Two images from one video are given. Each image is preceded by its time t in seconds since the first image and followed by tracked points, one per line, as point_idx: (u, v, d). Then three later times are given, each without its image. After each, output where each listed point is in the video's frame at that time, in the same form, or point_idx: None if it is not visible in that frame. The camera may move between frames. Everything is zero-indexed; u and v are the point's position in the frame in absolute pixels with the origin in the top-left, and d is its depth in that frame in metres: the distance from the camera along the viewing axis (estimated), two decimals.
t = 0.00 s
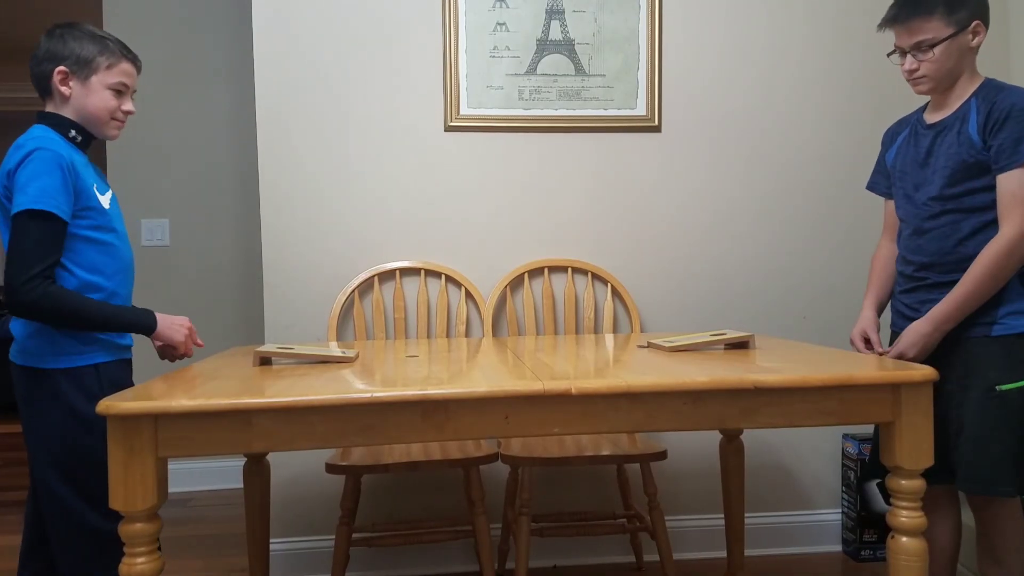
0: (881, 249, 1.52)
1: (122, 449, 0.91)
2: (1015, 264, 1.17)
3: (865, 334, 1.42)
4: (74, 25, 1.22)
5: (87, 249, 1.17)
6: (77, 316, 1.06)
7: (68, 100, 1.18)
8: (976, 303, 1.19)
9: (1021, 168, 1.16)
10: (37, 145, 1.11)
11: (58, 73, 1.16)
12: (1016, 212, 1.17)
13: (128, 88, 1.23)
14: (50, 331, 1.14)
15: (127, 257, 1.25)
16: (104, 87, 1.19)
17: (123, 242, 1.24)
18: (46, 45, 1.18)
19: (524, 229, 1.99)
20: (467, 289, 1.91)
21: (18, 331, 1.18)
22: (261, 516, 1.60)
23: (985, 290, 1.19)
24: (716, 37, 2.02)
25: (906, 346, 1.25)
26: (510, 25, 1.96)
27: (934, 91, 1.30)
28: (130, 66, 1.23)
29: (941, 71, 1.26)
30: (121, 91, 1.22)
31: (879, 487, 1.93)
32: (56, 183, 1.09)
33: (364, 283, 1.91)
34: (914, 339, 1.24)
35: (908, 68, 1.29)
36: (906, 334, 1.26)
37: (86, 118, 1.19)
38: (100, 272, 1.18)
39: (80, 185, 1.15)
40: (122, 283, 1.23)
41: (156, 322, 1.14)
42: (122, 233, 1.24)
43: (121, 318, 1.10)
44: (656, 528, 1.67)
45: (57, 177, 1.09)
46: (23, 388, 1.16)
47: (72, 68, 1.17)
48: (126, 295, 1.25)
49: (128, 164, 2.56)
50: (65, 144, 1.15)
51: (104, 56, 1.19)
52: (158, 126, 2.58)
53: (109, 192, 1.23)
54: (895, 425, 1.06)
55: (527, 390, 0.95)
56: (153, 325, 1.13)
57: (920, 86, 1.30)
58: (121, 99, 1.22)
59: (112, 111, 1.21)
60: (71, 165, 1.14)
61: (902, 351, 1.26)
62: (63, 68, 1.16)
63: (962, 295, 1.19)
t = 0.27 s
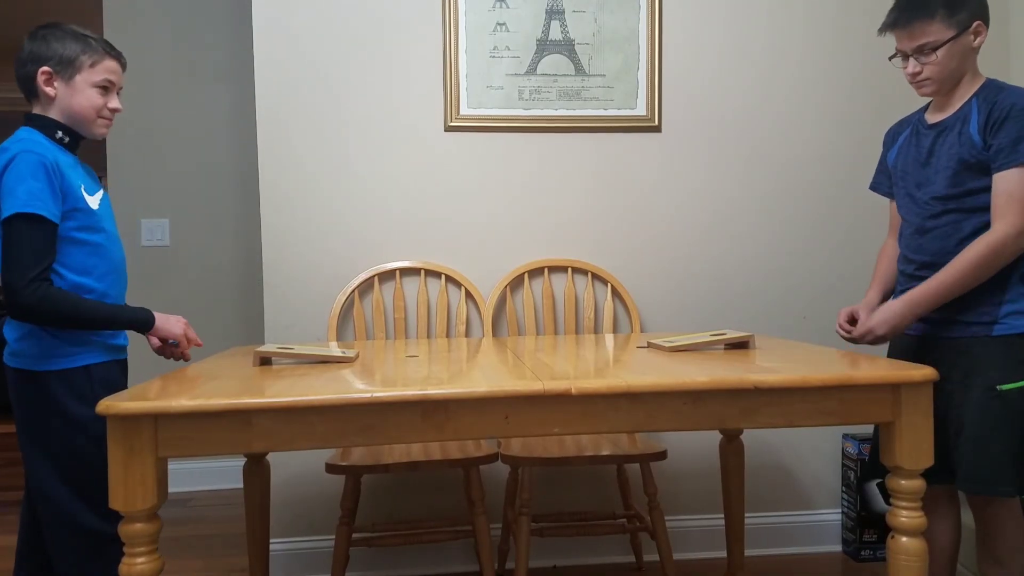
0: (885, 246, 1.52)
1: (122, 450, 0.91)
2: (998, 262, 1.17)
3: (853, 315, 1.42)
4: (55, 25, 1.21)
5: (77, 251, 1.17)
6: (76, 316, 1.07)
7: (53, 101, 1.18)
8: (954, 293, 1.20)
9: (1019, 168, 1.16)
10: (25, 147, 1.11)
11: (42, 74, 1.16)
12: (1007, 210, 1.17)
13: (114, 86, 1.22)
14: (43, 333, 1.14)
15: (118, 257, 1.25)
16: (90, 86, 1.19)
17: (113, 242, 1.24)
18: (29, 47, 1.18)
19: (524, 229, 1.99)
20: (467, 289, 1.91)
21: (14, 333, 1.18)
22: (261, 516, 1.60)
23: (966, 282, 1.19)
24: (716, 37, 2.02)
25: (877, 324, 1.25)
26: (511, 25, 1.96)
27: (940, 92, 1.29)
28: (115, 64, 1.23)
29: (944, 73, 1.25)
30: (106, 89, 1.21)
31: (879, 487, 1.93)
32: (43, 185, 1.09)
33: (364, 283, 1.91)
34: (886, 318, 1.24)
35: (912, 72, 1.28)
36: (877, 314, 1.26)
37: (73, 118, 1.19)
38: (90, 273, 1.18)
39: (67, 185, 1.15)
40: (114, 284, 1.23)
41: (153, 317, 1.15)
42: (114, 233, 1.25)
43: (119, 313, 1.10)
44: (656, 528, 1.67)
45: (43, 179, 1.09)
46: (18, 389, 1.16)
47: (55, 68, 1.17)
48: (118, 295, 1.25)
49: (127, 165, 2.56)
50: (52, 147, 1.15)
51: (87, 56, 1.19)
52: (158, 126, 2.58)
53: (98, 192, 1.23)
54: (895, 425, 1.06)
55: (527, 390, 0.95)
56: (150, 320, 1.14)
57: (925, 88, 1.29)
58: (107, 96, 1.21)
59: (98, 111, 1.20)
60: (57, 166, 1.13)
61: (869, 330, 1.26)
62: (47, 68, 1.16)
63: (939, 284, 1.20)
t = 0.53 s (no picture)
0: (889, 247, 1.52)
1: (122, 449, 0.91)
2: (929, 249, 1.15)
3: (838, 313, 1.47)
4: (44, 26, 1.21)
5: (65, 250, 1.16)
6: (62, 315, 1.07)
7: (43, 101, 1.18)
8: (882, 278, 1.16)
9: (970, 161, 1.15)
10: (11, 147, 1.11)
11: (30, 75, 1.16)
12: (943, 198, 1.15)
13: (103, 85, 1.22)
14: (30, 333, 1.13)
15: (108, 256, 1.25)
16: (78, 86, 1.18)
17: (104, 241, 1.24)
18: (17, 47, 1.17)
19: (524, 229, 1.99)
20: (467, 289, 1.91)
21: None
22: (261, 516, 1.60)
23: (896, 269, 1.16)
24: (716, 37, 2.02)
25: (805, 303, 1.16)
26: (511, 25, 1.96)
27: (926, 97, 1.29)
28: (104, 63, 1.22)
29: (929, 79, 1.25)
30: (95, 88, 1.21)
31: (879, 487, 1.93)
32: (29, 185, 1.09)
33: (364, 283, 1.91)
34: (813, 297, 1.16)
35: (897, 79, 1.29)
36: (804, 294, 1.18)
37: (63, 118, 1.19)
38: (80, 273, 1.18)
39: (55, 185, 1.14)
40: (105, 282, 1.23)
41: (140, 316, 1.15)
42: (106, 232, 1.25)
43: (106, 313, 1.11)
44: (656, 528, 1.67)
45: (30, 179, 1.09)
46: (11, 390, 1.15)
47: (44, 68, 1.16)
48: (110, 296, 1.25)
49: (126, 165, 2.56)
50: (43, 149, 1.16)
51: (75, 55, 1.18)
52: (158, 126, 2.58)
53: (87, 193, 1.23)
54: (895, 425, 1.06)
55: (527, 390, 0.95)
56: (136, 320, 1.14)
57: (911, 94, 1.29)
58: (96, 96, 1.21)
59: (87, 110, 1.20)
60: (44, 166, 1.13)
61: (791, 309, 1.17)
62: (35, 69, 1.15)
63: (868, 266, 1.15)
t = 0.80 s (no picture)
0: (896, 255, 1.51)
1: (122, 449, 0.91)
2: (883, 249, 1.19)
3: (843, 318, 1.48)
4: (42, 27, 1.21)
5: (54, 250, 1.16)
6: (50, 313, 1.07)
7: (38, 102, 1.18)
8: (842, 281, 1.21)
9: (925, 162, 1.18)
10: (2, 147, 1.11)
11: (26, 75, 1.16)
12: (895, 200, 1.20)
13: (99, 87, 1.22)
14: (16, 332, 1.12)
15: (96, 257, 1.24)
16: (75, 88, 1.19)
17: (92, 242, 1.24)
18: (14, 48, 1.17)
19: (524, 229, 1.99)
20: (467, 289, 1.91)
21: None
22: (261, 516, 1.60)
23: (856, 271, 1.21)
24: (716, 37, 2.02)
25: (775, 311, 1.21)
26: (511, 25, 1.96)
27: (905, 103, 1.31)
28: (101, 66, 1.23)
29: (907, 85, 1.27)
30: (92, 90, 1.21)
31: (878, 487, 1.93)
32: (20, 185, 1.09)
33: (364, 283, 1.91)
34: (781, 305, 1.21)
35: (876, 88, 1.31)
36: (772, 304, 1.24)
37: (58, 120, 1.19)
38: (67, 273, 1.18)
39: (46, 185, 1.15)
40: (92, 283, 1.23)
41: (133, 310, 1.15)
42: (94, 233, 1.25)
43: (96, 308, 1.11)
44: (656, 528, 1.67)
45: (20, 179, 1.09)
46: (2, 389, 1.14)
47: (40, 69, 1.16)
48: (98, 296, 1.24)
49: (125, 165, 2.56)
50: (36, 149, 1.16)
51: (73, 57, 1.19)
52: (158, 126, 2.57)
53: (80, 194, 1.23)
54: (895, 425, 1.06)
55: (527, 390, 0.95)
56: (128, 317, 1.13)
57: (892, 99, 1.31)
58: (92, 98, 1.21)
59: (83, 111, 1.20)
60: (38, 166, 1.14)
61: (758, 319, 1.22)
62: (32, 71, 1.15)
63: (829, 271, 1.20)
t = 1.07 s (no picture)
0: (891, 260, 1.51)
1: (122, 449, 0.91)
2: (877, 250, 1.20)
3: (837, 322, 1.49)
4: (47, 20, 1.21)
5: (65, 247, 1.16)
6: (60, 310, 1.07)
7: (43, 96, 1.17)
8: (836, 283, 1.21)
9: (919, 163, 1.18)
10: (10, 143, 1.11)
11: (30, 69, 1.15)
12: (889, 201, 1.20)
13: (104, 81, 1.22)
14: (28, 327, 1.12)
15: (107, 253, 1.25)
16: (80, 82, 1.18)
17: (103, 238, 1.24)
18: (18, 42, 1.17)
19: (524, 229, 1.99)
20: (467, 289, 1.91)
21: None
22: (261, 516, 1.60)
23: (850, 272, 1.21)
24: (715, 37, 2.02)
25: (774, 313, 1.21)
26: (510, 25, 1.96)
27: (900, 105, 1.31)
28: (106, 60, 1.22)
29: (899, 88, 1.27)
30: (96, 85, 1.21)
31: (878, 487, 1.93)
32: (31, 182, 1.09)
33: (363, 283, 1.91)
34: (779, 308, 1.21)
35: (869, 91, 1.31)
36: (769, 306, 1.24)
37: (63, 114, 1.19)
38: (79, 269, 1.18)
39: (56, 182, 1.14)
40: (104, 279, 1.23)
41: (140, 309, 1.16)
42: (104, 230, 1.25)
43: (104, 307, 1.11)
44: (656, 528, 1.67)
45: (31, 176, 1.09)
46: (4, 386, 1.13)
47: (45, 63, 1.16)
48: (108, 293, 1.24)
49: (125, 165, 2.56)
50: (42, 143, 1.16)
51: (77, 51, 1.18)
52: (157, 126, 2.57)
53: (87, 189, 1.23)
54: (894, 425, 1.06)
55: (527, 390, 0.95)
56: (138, 316, 1.15)
57: (885, 102, 1.31)
58: (97, 92, 1.21)
59: (88, 106, 1.20)
60: (47, 162, 1.14)
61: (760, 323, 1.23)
62: (37, 64, 1.15)
63: (824, 272, 1.21)
